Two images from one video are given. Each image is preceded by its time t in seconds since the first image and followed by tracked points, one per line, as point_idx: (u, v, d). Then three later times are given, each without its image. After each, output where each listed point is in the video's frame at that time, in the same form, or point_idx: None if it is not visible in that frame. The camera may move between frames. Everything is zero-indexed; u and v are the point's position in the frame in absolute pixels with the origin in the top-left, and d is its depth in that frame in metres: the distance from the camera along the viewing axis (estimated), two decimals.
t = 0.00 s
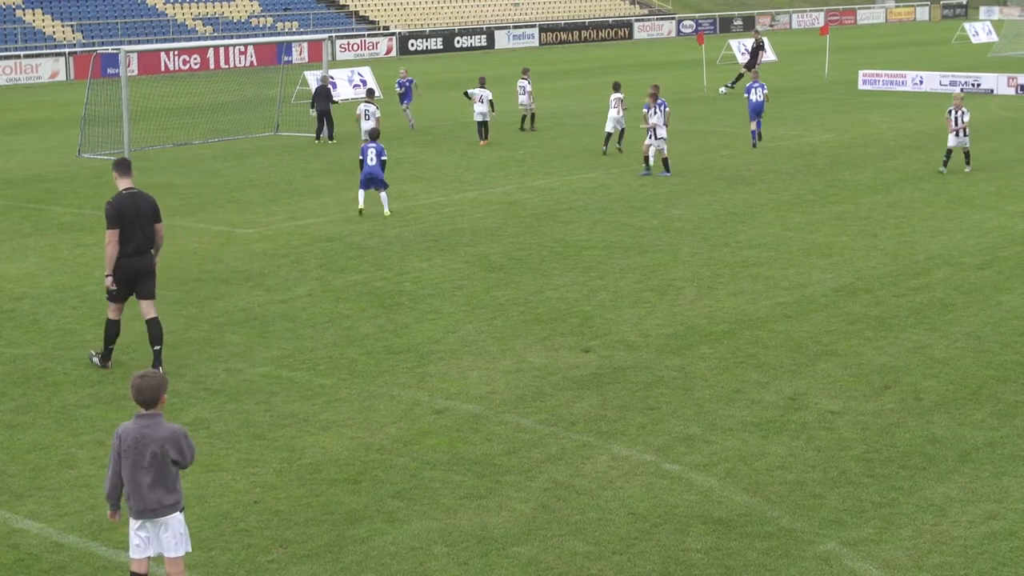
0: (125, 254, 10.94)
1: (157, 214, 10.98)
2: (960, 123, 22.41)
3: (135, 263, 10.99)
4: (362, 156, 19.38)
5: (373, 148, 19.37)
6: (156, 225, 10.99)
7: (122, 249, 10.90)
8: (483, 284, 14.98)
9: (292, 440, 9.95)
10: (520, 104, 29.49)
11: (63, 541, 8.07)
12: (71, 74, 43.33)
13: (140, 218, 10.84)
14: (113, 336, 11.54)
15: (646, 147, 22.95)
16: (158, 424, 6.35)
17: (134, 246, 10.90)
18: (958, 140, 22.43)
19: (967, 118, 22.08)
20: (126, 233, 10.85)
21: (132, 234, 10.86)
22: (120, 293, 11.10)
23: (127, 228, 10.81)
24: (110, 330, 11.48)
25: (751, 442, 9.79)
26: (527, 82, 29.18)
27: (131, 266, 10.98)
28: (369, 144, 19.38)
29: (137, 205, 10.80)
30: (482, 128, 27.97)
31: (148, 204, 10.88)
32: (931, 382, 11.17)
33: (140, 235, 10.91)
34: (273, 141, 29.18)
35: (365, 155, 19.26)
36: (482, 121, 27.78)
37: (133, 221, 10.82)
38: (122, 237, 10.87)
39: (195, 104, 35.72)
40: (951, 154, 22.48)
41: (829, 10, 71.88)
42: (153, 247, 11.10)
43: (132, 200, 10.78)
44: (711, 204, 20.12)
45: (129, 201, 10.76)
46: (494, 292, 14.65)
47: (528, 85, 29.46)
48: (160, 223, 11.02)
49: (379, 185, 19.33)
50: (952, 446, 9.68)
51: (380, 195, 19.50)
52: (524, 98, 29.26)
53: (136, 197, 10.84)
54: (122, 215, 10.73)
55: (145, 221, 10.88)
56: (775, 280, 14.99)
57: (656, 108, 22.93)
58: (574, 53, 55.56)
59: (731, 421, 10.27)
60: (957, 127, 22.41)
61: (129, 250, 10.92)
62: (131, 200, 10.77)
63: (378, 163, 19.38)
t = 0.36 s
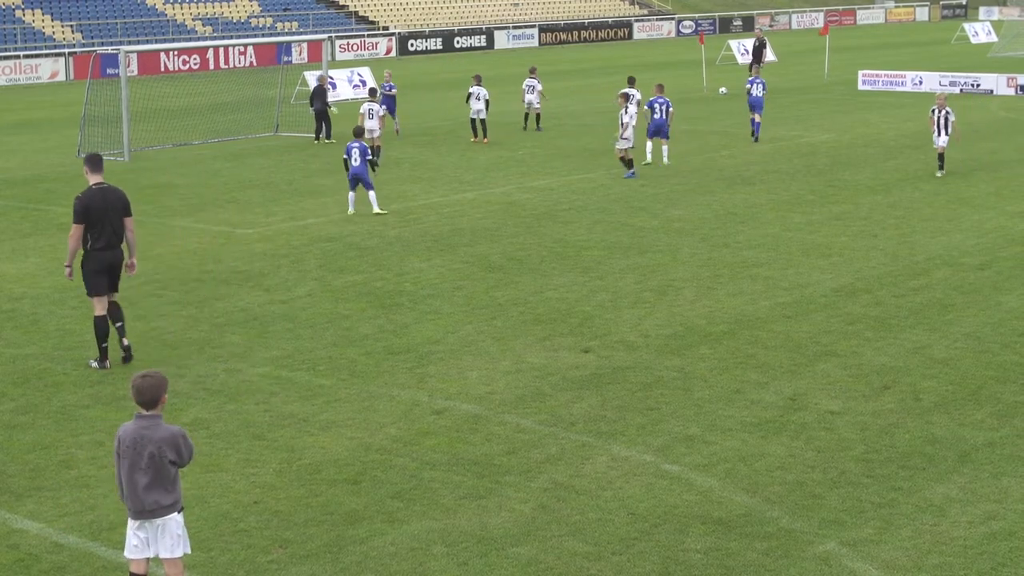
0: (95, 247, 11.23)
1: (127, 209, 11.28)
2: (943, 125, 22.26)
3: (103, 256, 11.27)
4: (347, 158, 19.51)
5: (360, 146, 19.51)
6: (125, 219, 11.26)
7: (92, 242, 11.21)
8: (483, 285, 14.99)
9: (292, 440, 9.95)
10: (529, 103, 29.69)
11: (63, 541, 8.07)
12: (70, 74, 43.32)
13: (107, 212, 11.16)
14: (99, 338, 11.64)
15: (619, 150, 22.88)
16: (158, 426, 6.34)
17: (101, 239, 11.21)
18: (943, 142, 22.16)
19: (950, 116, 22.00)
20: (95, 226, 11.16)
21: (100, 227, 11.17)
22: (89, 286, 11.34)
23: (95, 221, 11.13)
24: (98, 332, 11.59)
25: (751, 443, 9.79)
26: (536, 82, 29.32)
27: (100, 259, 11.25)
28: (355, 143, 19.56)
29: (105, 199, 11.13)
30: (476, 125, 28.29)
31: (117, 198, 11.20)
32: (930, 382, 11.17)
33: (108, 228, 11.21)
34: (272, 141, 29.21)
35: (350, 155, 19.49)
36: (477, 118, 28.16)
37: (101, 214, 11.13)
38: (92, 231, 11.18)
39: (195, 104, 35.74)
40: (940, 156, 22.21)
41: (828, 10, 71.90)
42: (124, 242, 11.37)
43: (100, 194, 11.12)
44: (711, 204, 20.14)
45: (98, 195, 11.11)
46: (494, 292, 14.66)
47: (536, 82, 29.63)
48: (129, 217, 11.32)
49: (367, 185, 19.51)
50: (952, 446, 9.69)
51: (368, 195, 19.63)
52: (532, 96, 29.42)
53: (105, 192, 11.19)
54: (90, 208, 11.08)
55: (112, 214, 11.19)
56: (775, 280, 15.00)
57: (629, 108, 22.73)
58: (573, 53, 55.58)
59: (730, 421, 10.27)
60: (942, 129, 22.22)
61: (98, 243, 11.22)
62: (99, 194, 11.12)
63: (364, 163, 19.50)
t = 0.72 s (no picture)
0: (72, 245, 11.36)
1: (107, 211, 11.38)
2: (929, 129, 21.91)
3: (80, 256, 11.40)
4: (338, 155, 19.67)
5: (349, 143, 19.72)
6: (105, 221, 11.37)
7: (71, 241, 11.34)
8: (482, 284, 15.00)
9: (292, 440, 9.96)
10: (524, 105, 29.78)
11: (62, 542, 8.07)
12: (70, 74, 43.29)
13: (86, 213, 11.28)
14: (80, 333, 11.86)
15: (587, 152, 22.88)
16: (160, 425, 6.36)
17: (79, 240, 11.32)
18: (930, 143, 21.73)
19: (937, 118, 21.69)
20: (73, 226, 11.27)
21: (78, 228, 11.29)
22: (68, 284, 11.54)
23: (73, 221, 11.25)
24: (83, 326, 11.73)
25: (750, 442, 9.79)
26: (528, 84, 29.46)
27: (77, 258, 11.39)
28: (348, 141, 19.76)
29: (85, 201, 11.24)
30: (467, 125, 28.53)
31: (97, 200, 11.32)
32: (930, 382, 11.18)
33: (86, 228, 11.32)
34: (271, 141, 29.21)
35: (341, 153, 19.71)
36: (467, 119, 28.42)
37: (79, 214, 11.25)
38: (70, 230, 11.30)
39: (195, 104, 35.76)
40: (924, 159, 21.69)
41: (828, 10, 71.91)
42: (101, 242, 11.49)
43: (81, 195, 11.23)
44: (710, 204, 20.15)
45: (78, 195, 11.22)
46: (494, 292, 14.67)
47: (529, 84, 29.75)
48: (109, 219, 11.39)
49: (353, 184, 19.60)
50: (952, 446, 9.69)
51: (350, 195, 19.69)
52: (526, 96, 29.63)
53: (87, 193, 11.29)
54: (68, 207, 11.20)
55: (91, 216, 11.30)
56: (774, 280, 15.00)
57: (597, 109, 22.64)
58: (573, 53, 55.57)
59: (730, 421, 10.27)
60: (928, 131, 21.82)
61: (75, 244, 11.34)
62: (79, 195, 11.23)
63: (354, 162, 19.66)
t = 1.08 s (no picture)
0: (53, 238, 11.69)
1: (87, 203, 11.79)
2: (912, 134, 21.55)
3: (62, 249, 11.73)
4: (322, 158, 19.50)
5: (332, 145, 19.57)
6: (86, 213, 11.78)
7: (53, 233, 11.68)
8: (482, 284, 14.98)
9: (291, 440, 9.94)
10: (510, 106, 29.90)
11: (62, 542, 8.06)
12: (69, 74, 43.23)
13: (69, 205, 11.66)
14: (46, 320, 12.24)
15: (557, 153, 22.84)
16: (162, 425, 6.35)
17: (61, 232, 11.68)
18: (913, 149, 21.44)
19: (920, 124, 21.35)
20: (56, 219, 11.63)
21: (61, 220, 11.65)
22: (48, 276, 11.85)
23: (57, 213, 11.61)
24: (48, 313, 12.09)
25: (749, 442, 9.78)
26: (513, 85, 29.60)
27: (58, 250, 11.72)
28: (327, 143, 19.56)
29: (68, 192, 11.63)
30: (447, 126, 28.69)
31: (79, 192, 11.71)
32: (929, 382, 11.17)
33: (69, 221, 11.70)
34: (270, 141, 29.17)
35: (323, 156, 19.54)
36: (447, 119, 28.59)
37: (62, 207, 11.62)
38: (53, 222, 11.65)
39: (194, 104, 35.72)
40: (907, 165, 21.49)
41: (827, 10, 71.86)
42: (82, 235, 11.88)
43: (63, 188, 11.61)
44: (710, 204, 20.13)
45: (60, 187, 11.59)
46: (493, 292, 14.65)
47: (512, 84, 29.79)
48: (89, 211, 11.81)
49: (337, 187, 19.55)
50: (951, 446, 9.68)
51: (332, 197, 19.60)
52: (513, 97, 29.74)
53: (68, 186, 11.68)
54: (51, 199, 11.56)
55: (73, 208, 11.69)
56: (774, 280, 14.99)
57: (569, 109, 22.80)
58: (572, 53, 55.54)
59: (730, 421, 10.27)
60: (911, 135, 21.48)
61: (57, 237, 11.69)
62: (61, 187, 11.60)
63: (336, 165, 19.58)
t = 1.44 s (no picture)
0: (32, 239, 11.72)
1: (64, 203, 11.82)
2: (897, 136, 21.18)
3: (42, 248, 11.77)
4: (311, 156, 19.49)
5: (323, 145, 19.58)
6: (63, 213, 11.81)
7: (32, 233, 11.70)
8: (481, 284, 14.98)
9: (291, 440, 9.95)
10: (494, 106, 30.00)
11: (61, 541, 8.06)
12: (68, 74, 43.20)
13: (47, 205, 11.67)
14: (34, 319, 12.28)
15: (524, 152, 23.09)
16: (164, 424, 6.34)
17: (40, 232, 11.71)
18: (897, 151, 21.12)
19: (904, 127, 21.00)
20: (35, 220, 11.64)
21: (40, 221, 11.68)
22: (26, 275, 11.87)
23: (35, 215, 11.62)
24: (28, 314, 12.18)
25: (749, 442, 9.79)
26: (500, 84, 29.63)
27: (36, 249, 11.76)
28: (318, 142, 19.58)
29: (45, 193, 11.63)
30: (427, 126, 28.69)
31: (57, 193, 11.71)
32: (929, 382, 11.17)
33: (47, 221, 11.72)
34: (270, 141, 29.16)
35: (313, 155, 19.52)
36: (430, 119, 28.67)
37: (40, 208, 11.63)
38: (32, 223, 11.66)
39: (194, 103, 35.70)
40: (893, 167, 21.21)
41: (826, 10, 71.88)
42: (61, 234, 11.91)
43: (40, 189, 11.61)
44: (710, 204, 20.12)
45: (38, 189, 11.58)
46: (493, 292, 14.65)
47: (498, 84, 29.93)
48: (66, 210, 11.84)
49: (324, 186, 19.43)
50: (951, 446, 9.68)
51: (318, 196, 19.48)
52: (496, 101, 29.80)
53: (45, 185, 11.67)
54: (30, 201, 11.56)
55: (51, 209, 11.71)
56: (773, 280, 14.98)
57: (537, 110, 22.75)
58: (572, 53, 55.55)
59: (729, 421, 10.27)
60: (895, 139, 21.06)
61: (37, 236, 11.72)
62: (39, 188, 11.60)
63: (326, 163, 19.50)
